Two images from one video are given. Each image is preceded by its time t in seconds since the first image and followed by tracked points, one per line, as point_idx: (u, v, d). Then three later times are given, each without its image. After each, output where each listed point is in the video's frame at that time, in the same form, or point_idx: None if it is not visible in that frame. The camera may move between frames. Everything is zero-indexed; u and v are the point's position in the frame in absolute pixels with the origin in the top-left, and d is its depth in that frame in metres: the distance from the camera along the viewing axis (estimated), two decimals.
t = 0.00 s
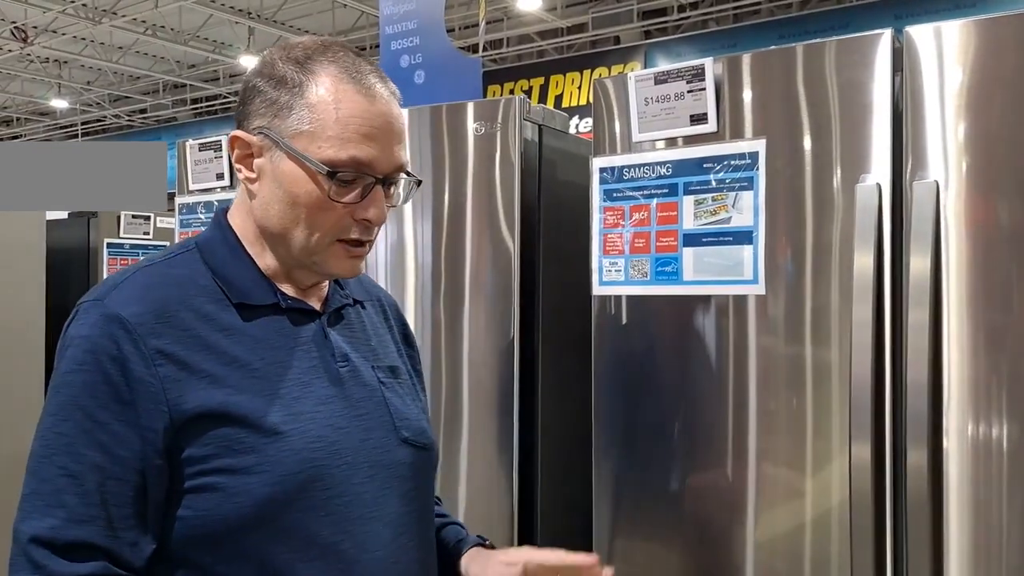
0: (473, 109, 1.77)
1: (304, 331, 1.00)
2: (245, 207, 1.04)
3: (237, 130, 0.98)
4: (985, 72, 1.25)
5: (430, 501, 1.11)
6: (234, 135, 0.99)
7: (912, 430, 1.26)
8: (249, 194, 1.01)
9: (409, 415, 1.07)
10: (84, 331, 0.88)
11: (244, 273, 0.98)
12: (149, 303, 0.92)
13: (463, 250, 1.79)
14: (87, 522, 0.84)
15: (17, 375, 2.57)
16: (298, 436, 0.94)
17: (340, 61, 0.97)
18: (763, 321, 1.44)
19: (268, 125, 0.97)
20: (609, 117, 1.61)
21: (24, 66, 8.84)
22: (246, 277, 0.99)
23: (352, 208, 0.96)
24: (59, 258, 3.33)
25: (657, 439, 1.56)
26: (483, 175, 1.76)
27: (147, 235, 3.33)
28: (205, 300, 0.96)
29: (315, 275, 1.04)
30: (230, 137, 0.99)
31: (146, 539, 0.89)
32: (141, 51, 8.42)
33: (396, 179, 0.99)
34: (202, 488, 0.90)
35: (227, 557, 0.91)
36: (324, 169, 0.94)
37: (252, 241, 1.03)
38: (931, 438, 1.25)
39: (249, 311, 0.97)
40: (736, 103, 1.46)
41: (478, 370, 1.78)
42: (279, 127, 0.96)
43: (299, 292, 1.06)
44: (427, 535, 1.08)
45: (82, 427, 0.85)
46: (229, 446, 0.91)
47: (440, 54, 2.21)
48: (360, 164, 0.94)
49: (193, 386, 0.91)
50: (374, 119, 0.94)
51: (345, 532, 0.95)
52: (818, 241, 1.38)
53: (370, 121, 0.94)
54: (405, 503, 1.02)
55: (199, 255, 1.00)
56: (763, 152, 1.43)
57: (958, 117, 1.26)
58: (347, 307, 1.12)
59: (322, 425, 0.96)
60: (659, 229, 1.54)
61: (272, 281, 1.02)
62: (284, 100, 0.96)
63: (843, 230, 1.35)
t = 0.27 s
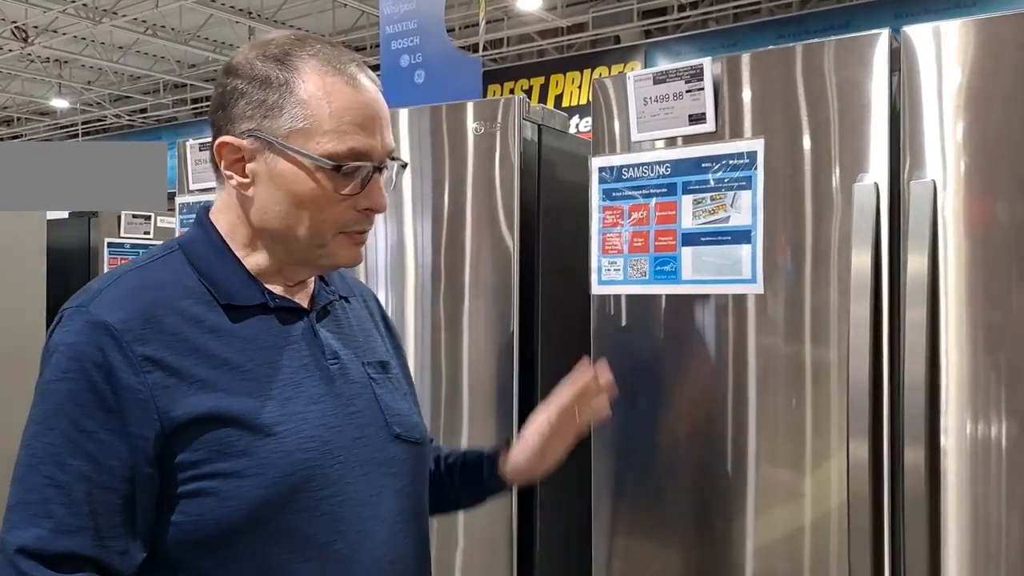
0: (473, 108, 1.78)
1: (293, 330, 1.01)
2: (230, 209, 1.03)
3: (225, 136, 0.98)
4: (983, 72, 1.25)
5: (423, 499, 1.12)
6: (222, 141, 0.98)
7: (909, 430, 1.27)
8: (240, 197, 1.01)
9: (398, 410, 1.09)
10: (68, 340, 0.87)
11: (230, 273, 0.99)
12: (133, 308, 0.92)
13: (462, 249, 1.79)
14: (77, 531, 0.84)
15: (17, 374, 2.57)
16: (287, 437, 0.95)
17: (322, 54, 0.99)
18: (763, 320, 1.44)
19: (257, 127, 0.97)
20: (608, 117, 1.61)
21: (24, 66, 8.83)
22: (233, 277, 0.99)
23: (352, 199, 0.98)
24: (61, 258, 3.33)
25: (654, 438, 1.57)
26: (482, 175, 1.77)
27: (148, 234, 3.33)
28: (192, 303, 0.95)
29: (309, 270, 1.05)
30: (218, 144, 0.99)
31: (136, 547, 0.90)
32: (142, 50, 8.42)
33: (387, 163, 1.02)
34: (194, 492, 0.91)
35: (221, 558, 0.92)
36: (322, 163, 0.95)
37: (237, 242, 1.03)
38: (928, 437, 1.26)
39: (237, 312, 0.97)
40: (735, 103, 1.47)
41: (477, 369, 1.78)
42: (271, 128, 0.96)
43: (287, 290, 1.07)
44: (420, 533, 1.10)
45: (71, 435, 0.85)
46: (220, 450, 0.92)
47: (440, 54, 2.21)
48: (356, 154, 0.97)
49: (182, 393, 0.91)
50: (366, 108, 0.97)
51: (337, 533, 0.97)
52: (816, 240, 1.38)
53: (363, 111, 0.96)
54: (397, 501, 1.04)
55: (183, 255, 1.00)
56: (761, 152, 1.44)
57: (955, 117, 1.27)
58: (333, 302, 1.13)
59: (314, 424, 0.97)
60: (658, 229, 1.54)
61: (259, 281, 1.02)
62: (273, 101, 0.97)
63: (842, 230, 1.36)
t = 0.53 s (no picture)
0: (472, 108, 1.78)
1: (291, 330, 1.02)
2: (225, 211, 1.02)
3: (236, 150, 0.97)
4: (982, 70, 1.25)
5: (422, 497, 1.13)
6: (234, 154, 0.97)
7: (908, 428, 1.27)
8: (248, 205, 1.01)
9: (392, 404, 1.10)
10: (69, 349, 0.86)
11: (226, 274, 0.98)
12: (132, 313, 0.91)
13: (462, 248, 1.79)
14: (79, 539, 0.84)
15: (18, 374, 2.58)
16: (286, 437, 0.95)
17: (319, 53, 1.00)
18: (763, 319, 1.44)
19: (272, 136, 0.97)
20: (608, 116, 1.61)
21: (25, 66, 8.84)
22: (228, 278, 0.98)
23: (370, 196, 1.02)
24: (61, 257, 3.33)
25: (655, 437, 1.57)
26: (482, 174, 1.77)
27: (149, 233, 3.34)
28: (190, 305, 0.95)
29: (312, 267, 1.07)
30: (229, 160, 0.97)
31: (136, 555, 0.90)
32: (142, 49, 8.42)
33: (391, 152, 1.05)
34: (201, 497, 0.92)
35: (229, 558, 0.93)
36: (342, 165, 0.98)
37: (235, 244, 1.03)
38: (925, 435, 1.27)
39: (235, 313, 0.97)
40: (736, 102, 1.47)
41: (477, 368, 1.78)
42: (288, 136, 0.97)
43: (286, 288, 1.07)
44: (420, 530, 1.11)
45: (69, 442, 0.85)
46: (226, 453, 0.92)
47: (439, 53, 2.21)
48: (371, 151, 1.00)
49: (187, 399, 0.91)
50: (371, 105, 1.00)
51: (343, 530, 0.98)
52: (815, 240, 1.38)
53: (368, 108, 1.00)
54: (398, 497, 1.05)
55: (175, 257, 0.99)
56: (760, 151, 1.44)
57: (954, 116, 1.27)
58: (323, 296, 1.13)
59: (316, 423, 0.98)
60: (657, 228, 1.54)
61: (256, 280, 1.02)
62: (285, 108, 0.97)
63: (841, 229, 1.36)
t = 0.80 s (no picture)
0: (474, 110, 1.78)
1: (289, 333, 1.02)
2: (220, 217, 1.03)
3: (229, 154, 0.97)
4: (984, 70, 1.25)
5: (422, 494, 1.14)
6: (227, 157, 0.97)
7: (908, 428, 1.28)
8: (242, 208, 1.01)
9: (391, 404, 1.11)
10: (93, 363, 0.87)
11: (225, 280, 0.98)
12: (148, 322, 0.91)
13: (464, 249, 1.80)
14: (122, 545, 0.84)
15: (21, 374, 2.58)
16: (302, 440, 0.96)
17: (314, 55, 1.00)
18: (764, 319, 1.44)
19: (264, 139, 0.97)
20: (609, 117, 1.62)
21: (26, 67, 8.84)
22: (227, 285, 0.99)
23: (364, 199, 1.02)
24: (63, 258, 3.34)
25: (657, 438, 1.57)
26: (484, 175, 1.77)
27: (151, 234, 3.34)
28: (199, 313, 0.96)
29: (308, 270, 1.07)
30: (223, 164, 0.98)
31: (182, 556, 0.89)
32: (144, 50, 8.43)
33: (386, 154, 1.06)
34: (231, 503, 0.93)
35: (241, 560, 0.93)
36: (335, 169, 0.99)
37: (231, 249, 1.03)
38: (925, 434, 1.27)
39: (237, 322, 0.98)
40: (737, 103, 1.47)
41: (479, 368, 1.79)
42: (280, 139, 0.97)
43: (282, 291, 1.08)
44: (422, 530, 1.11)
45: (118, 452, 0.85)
46: (250, 460, 0.93)
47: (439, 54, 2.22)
48: (365, 155, 1.01)
49: (211, 406, 0.92)
50: (366, 108, 1.00)
51: (358, 531, 1.00)
52: (816, 240, 1.39)
53: (363, 111, 1.00)
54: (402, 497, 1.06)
55: (173, 264, 0.99)
56: (761, 152, 1.44)
57: (954, 117, 1.27)
58: (319, 298, 1.15)
59: (327, 427, 0.99)
60: (659, 229, 1.55)
61: (255, 287, 1.03)
62: (277, 110, 0.97)
63: (841, 230, 1.36)
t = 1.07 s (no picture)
0: (475, 110, 1.78)
1: (300, 334, 1.03)
2: (222, 217, 1.03)
3: (222, 150, 0.98)
4: (985, 69, 1.25)
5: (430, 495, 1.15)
6: (220, 154, 0.97)
7: (909, 428, 1.28)
8: (239, 205, 1.01)
9: (398, 405, 1.13)
10: (118, 364, 0.86)
11: (237, 281, 0.99)
12: (168, 325, 0.91)
13: (466, 249, 1.80)
14: (143, 549, 0.83)
15: (23, 374, 2.58)
16: (322, 441, 0.97)
17: (304, 49, 1.00)
18: (766, 319, 1.45)
19: (256, 134, 0.97)
20: (611, 118, 1.62)
21: (28, 68, 8.86)
22: (239, 287, 0.99)
23: (360, 192, 1.03)
24: (65, 258, 3.34)
25: (659, 438, 1.57)
26: (486, 176, 1.77)
27: (153, 235, 3.35)
28: (217, 315, 0.96)
29: (308, 267, 1.08)
30: (216, 161, 0.98)
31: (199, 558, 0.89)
32: (146, 51, 8.44)
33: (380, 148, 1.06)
34: (253, 506, 0.93)
35: (251, 561, 0.93)
36: (329, 163, 0.99)
37: (234, 248, 1.03)
38: (926, 434, 1.27)
39: (250, 323, 0.98)
40: (739, 104, 1.47)
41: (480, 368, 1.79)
42: (272, 134, 0.97)
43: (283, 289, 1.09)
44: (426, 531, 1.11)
45: (142, 455, 0.85)
46: (270, 463, 0.93)
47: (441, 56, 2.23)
48: (358, 147, 1.01)
49: (232, 407, 0.92)
50: (358, 101, 1.00)
51: (370, 532, 1.00)
52: (817, 240, 1.39)
53: (356, 104, 1.00)
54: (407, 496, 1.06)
55: (185, 267, 0.99)
56: (762, 153, 1.44)
57: (955, 117, 1.27)
58: (324, 299, 1.16)
59: (341, 429, 1.00)
60: (660, 229, 1.55)
61: (265, 288, 1.03)
62: (268, 105, 0.97)
63: (843, 231, 1.36)
